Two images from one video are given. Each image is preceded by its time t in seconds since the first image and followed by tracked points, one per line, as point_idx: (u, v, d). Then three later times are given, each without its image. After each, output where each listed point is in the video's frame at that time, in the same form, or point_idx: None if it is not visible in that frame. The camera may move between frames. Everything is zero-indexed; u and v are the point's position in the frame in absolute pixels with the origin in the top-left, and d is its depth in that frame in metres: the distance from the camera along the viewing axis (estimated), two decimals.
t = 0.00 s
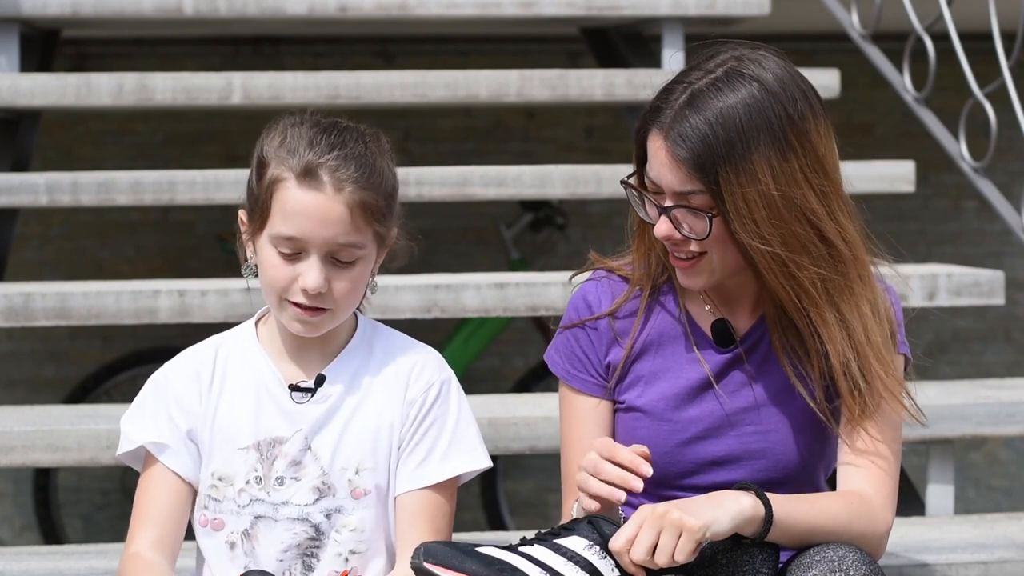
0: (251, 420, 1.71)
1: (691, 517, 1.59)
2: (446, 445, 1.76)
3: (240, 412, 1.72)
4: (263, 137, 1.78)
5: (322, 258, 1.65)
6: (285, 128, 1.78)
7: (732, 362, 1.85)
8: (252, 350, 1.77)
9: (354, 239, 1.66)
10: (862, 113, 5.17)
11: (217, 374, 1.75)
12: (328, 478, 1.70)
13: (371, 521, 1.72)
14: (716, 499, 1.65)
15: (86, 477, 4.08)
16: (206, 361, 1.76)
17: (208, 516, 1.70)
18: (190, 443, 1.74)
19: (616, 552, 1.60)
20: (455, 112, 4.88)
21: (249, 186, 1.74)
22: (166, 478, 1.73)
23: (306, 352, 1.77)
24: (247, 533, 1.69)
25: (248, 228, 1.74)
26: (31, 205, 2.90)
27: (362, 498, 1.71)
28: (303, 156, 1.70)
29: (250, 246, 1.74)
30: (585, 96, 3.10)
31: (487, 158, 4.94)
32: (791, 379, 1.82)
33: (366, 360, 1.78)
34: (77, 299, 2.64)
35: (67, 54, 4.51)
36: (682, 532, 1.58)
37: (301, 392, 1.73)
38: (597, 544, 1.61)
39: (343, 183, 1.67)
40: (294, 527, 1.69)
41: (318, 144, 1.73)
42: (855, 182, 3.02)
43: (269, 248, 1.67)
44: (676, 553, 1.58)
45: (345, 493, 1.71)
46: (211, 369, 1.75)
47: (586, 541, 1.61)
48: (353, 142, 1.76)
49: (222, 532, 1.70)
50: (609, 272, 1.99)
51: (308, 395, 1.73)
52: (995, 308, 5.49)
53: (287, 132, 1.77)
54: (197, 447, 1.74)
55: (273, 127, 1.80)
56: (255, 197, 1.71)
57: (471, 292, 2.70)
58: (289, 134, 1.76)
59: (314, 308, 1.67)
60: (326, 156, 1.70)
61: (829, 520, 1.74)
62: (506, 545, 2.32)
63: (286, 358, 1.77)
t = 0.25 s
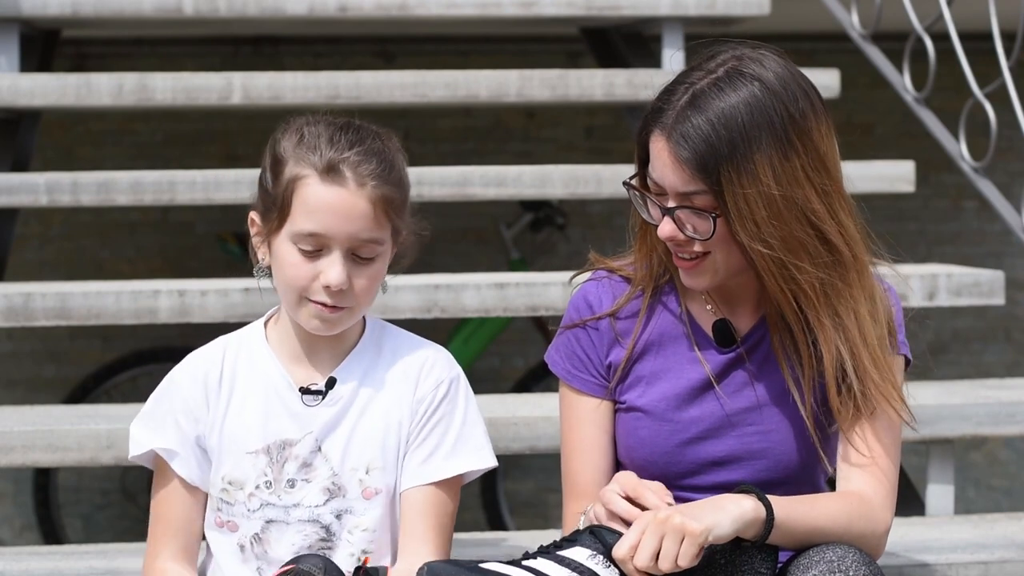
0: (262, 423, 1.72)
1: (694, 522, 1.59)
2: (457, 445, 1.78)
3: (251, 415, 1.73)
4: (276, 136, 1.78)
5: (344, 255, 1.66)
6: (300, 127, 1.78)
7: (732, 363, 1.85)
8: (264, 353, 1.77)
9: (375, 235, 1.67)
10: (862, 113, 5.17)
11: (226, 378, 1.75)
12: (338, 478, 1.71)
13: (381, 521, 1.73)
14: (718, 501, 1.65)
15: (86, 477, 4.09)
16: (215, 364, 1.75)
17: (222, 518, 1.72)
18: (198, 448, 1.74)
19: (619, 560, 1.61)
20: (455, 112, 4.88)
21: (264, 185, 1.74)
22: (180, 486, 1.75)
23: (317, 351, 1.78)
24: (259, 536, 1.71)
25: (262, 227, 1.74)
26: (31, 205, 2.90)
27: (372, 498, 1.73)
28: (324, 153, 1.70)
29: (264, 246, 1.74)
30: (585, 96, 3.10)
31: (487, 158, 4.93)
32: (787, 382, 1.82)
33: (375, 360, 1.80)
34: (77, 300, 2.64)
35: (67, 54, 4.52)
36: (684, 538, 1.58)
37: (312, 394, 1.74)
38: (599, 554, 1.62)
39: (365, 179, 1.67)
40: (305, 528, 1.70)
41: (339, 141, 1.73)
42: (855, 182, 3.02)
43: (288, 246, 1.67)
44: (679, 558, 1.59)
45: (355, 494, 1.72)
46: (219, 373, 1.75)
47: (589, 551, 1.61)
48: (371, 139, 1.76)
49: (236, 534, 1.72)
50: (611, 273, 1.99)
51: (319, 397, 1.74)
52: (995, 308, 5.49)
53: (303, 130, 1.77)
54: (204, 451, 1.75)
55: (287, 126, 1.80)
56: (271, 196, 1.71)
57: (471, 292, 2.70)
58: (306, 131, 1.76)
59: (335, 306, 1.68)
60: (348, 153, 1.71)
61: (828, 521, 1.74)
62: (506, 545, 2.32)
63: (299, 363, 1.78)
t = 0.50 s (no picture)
0: (267, 424, 1.72)
1: (694, 522, 1.59)
2: (460, 444, 1.79)
3: (257, 417, 1.73)
4: (282, 136, 1.78)
5: (369, 247, 1.68)
6: (307, 126, 1.78)
7: (732, 363, 1.85)
8: (271, 355, 1.77)
9: (397, 224, 1.70)
10: (862, 113, 5.17)
11: (233, 380, 1.75)
12: (340, 479, 1.72)
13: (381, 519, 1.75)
14: (719, 501, 1.65)
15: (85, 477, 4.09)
16: (222, 366, 1.76)
17: (227, 520, 1.72)
18: (204, 451, 1.75)
19: (618, 558, 1.61)
20: (455, 112, 4.88)
21: (274, 186, 1.74)
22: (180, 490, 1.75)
23: (327, 347, 1.78)
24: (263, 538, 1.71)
25: (276, 229, 1.74)
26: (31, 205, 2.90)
27: (373, 497, 1.74)
28: (342, 148, 1.72)
29: (279, 248, 1.74)
30: (585, 96, 3.10)
31: (487, 158, 4.93)
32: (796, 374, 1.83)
33: (379, 359, 1.80)
34: (77, 299, 2.64)
35: (67, 54, 4.52)
36: (685, 536, 1.58)
37: (319, 396, 1.74)
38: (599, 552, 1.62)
39: (385, 169, 1.70)
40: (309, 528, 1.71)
41: (354, 135, 1.76)
42: (854, 181, 3.02)
43: (312, 244, 1.68)
44: (679, 558, 1.59)
45: (358, 493, 1.73)
46: (226, 375, 1.76)
47: (589, 550, 1.61)
48: (380, 134, 1.78)
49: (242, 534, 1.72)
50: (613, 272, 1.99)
51: (325, 399, 1.74)
52: (995, 308, 5.49)
53: (312, 128, 1.77)
54: (210, 453, 1.75)
55: (291, 127, 1.80)
56: (286, 196, 1.72)
57: (471, 292, 2.70)
58: (316, 129, 1.77)
59: (360, 299, 1.69)
60: (366, 145, 1.73)
61: (828, 521, 1.73)
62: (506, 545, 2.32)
63: (306, 363, 1.78)
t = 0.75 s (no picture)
0: (268, 424, 1.72)
1: (694, 521, 1.59)
2: (463, 443, 1.79)
3: (259, 417, 1.73)
4: (287, 137, 1.78)
5: (384, 244, 1.68)
6: (311, 125, 1.78)
7: (731, 362, 1.85)
8: (273, 354, 1.78)
9: (409, 220, 1.71)
10: (862, 113, 5.17)
11: (235, 379, 1.76)
12: (342, 479, 1.72)
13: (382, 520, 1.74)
14: (719, 501, 1.65)
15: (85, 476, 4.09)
16: (225, 365, 1.76)
17: (229, 518, 1.72)
18: (205, 451, 1.75)
19: (617, 555, 1.61)
20: (455, 112, 4.88)
21: (281, 187, 1.74)
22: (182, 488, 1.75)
23: (334, 344, 1.78)
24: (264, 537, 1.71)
25: (285, 231, 1.74)
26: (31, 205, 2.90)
27: (375, 498, 1.74)
28: (353, 146, 1.72)
29: (289, 250, 1.74)
30: (586, 96, 3.10)
31: (487, 158, 4.93)
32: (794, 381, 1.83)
33: (381, 359, 1.80)
34: (77, 299, 2.64)
35: (67, 54, 4.52)
36: (685, 535, 1.58)
37: (320, 395, 1.74)
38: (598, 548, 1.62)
39: (396, 166, 1.71)
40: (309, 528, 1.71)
41: (363, 133, 1.76)
42: (854, 181, 3.02)
43: (328, 244, 1.68)
44: (679, 556, 1.59)
45: (359, 493, 1.73)
46: (229, 374, 1.76)
47: (589, 545, 1.61)
48: (385, 133, 1.79)
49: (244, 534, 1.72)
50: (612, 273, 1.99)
51: (327, 398, 1.74)
52: (995, 308, 5.49)
53: (318, 128, 1.78)
54: (211, 454, 1.75)
55: (294, 127, 1.80)
56: (295, 197, 1.72)
57: (471, 292, 2.70)
58: (323, 128, 1.77)
59: (375, 297, 1.70)
60: (376, 143, 1.74)
61: (828, 521, 1.73)
62: (506, 545, 2.32)
63: (310, 359, 1.78)
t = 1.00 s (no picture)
0: (271, 418, 1.72)
1: (696, 525, 1.59)
2: (466, 437, 1.79)
3: (261, 412, 1.73)
4: (286, 136, 1.78)
5: (386, 240, 1.68)
6: (310, 123, 1.78)
7: (725, 359, 1.85)
8: (274, 350, 1.78)
9: (409, 216, 1.71)
10: (862, 113, 5.17)
11: (237, 375, 1.76)
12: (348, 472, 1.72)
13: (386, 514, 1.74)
14: (719, 504, 1.65)
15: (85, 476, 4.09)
16: (226, 362, 1.76)
17: (233, 515, 1.72)
18: (207, 447, 1.74)
19: (620, 557, 1.61)
20: (455, 112, 4.88)
21: (281, 185, 1.75)
22: (183, 485, 1.75)
23: (335, 340, 1.78)
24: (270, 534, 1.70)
25: (285, 228, 1.74)
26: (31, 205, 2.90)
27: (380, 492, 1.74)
28: (355, 143, 1.72)
29: (290, 247, 1.74)
30: (585, 96, 3.10)
31: (487, 158, 4.93)
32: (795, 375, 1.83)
33: (384, 353, 1.80)
34: (77, 299, 2.64)
35: (67, 54, 4.52)
36: (687, 538, 1.58)
37: (323, 390, 1.74)
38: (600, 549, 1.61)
39: (397, 163, 1.72)
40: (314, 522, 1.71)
41: (364, 130, 1.76)
42: (854, 181, 3.01)
43: (329, 240, 1.68)
44: (680, 558, 1.58)
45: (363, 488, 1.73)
46: (231, 370, 1.76)
47: (591, 547, 1.61)
48: (384, 131, 1.79)
49: (249, 531, 1.71)
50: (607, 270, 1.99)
51: (330, 392, 1.74)
52: (995, 308, 5.49)
53: (318, 126, 1.77)
54: (214, 451, 1.75)
55: (292, 126, 1.80)
56: (295, 194, 1.72)
57: (471, 292, 2.70)
58: (322, 126, 1.77)
59: (377, 292, 1.70)
60: (377, 141, 1.74)
61: (827, 520, 1.73)
62: (506, 545, 2.32)
63: (311, 355, 1.78)
